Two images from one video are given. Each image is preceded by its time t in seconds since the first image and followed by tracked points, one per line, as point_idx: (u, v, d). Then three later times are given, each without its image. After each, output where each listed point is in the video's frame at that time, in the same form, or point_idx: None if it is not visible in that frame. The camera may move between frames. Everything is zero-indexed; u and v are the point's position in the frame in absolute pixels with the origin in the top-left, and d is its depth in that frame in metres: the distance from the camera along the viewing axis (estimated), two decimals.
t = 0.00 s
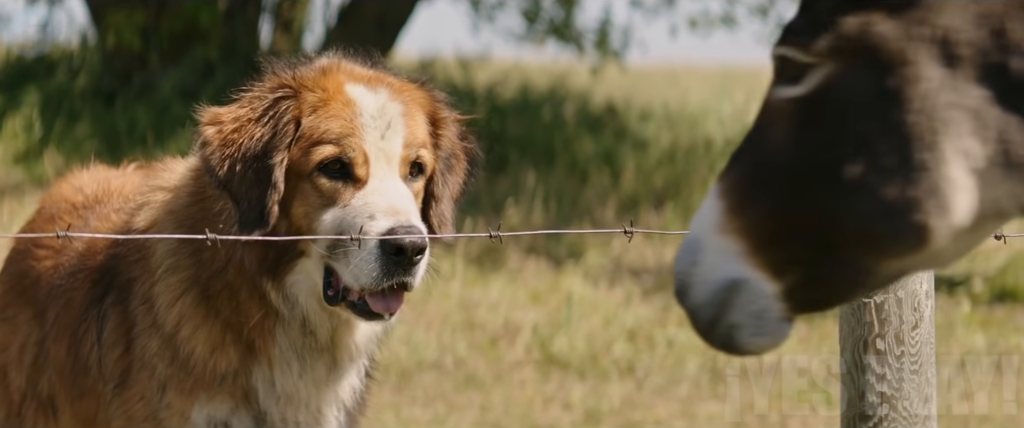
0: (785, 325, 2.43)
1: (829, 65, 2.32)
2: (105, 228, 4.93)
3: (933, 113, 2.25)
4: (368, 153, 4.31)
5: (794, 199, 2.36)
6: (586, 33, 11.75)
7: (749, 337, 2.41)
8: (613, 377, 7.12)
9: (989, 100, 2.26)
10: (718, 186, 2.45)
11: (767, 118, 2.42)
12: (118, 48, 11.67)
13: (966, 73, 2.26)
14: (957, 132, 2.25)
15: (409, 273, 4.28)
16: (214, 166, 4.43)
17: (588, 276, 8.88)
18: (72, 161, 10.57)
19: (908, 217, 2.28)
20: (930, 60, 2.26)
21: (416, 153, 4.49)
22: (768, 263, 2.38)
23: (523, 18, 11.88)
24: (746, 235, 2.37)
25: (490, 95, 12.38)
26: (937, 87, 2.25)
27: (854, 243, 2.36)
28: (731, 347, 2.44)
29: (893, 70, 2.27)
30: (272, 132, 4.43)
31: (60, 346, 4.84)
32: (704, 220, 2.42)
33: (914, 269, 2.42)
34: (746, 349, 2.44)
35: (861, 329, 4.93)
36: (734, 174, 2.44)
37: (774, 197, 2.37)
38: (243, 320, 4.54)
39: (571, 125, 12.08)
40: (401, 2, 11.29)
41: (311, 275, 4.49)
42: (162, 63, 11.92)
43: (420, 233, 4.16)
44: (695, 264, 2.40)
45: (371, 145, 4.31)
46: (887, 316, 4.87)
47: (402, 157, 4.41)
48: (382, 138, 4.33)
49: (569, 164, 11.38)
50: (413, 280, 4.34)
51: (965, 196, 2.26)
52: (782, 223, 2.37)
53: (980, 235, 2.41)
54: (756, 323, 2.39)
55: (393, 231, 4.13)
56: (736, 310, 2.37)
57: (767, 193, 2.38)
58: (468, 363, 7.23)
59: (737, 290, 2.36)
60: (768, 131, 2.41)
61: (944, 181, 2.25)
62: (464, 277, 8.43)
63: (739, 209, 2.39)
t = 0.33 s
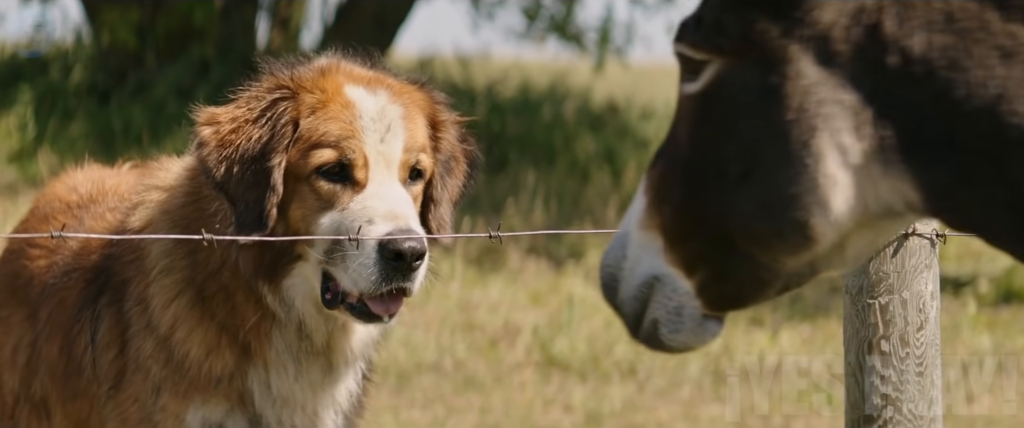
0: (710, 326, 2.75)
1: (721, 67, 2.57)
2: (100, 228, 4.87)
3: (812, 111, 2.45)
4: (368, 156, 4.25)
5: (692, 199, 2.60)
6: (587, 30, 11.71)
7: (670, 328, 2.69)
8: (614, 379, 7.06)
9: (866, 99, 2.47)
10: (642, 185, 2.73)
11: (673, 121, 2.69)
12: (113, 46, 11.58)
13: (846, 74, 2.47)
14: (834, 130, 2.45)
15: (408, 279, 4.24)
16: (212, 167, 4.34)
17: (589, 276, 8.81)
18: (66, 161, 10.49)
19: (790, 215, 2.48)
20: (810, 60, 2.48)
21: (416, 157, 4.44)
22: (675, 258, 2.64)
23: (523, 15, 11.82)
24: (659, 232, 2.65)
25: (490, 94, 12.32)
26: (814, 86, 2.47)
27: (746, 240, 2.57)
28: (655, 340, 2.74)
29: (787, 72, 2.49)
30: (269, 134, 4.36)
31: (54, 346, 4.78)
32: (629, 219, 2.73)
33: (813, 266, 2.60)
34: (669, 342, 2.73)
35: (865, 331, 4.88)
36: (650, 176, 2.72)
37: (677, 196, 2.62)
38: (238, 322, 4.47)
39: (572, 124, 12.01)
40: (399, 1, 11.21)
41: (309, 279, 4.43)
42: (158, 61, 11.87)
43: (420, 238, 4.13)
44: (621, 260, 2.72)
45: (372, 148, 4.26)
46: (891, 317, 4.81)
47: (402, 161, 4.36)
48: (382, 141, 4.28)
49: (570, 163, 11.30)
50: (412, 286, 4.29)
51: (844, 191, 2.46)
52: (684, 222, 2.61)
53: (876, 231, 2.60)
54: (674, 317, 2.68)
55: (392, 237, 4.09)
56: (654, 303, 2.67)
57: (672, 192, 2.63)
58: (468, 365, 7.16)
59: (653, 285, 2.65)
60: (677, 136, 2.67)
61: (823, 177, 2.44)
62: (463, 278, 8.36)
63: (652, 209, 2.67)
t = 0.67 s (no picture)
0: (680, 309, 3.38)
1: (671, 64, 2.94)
2: (95, 228, 4.80)
3: (753, 113, 2.77)
4: (370, 161, 4.18)
5: (651, 195, 3.03)
6: (589, 26, 11.64)
7: (643, 306, 3.31)
8: (615, 381, 6.98)
9: (801, 98, 2.76)
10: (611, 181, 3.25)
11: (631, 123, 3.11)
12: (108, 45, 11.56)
13: (783, 74, 2.76)
14: (773, 132, 2.76)
15: (409, 288, 4.18)
16: (210, 166, 4.25)
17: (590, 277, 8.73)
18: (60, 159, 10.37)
19: (737, 214, 2.84)
20: (751, 62, 2.78)
21: (417, 163, 4.38)
22: (639, 246, 3.13)
23: (523, 12, 11.74)
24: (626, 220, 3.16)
25: (491, 92, 12.25)
26: (751, 87, 2.78)
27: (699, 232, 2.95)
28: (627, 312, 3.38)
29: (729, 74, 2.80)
30: (269, 135, 4.27)
31: (49, 348, 4.72)
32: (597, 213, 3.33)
33: (769, 254, 2.98)
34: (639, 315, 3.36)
35: (870, 333, 4.82)
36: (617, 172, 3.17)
37: (637, 191, 3.06)
38: (231, 325, 4.40)
39: (573, 123, 11.93)
40: None
41: (305, 284, 4.35)
42: (153, 60, 11.79)
43: (422, 247, 4.07)
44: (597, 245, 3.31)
45: (373, 153, 4.20)
46: (896, 318, 4.76)
47: (403, 168, 4.30)
48: (384, 147, 4.21)
49: (570, 161, 11.21)
50: (412, 294, 4.22)
51: (786, 189, 2.80)
52: (645, 215, 3.07)
53: (824, 224, 2.95)
54: (643, 298, 3.28)
55: (394, 245, 4.04)
56: (624, 285, 3.27)
57: (634, 187, 3.07)
58: (467, 367, 7.10)
59: (622, 268, 3.22)
60: (637, 136, 3.06)
61: (764, 176, 2.78)
62: (463, 279, 8.30)
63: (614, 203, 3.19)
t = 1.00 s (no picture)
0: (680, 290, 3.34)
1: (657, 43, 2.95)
2: (88, 228, 4.73)
3: (732, 98, 2.80)
4: (369, 164, 4.12)
5: (638, 177, 3.06)
6: (590, 22, 11.56)
7: (636, 282, 3.30)
8: (616, 383, 6.92)
9: (780, 80, 2.76)
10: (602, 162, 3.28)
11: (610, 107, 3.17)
12: (104, 44, 11.52)
13: (763, 54, 2.76)
14: (750, 114, 2.79)
15: (409, 292, 4.10)
16: (206, 168, 4.19)
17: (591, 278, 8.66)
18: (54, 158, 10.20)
19: (719, 194, 2.88)
20: (732, 43, 2.79)
21: (417, 165, 4.31)
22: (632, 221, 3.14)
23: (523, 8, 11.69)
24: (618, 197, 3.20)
25: (491, 91, 12.20)
26: (731, 67, 2.80)
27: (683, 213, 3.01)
28: (622, 296, 3.39)
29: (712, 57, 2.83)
30: (266, 136, 4.20)
31: (42, 349, 4.65)
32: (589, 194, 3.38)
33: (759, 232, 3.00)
34: (633, 298, 3.38)
35: (875, 334, 4.77)
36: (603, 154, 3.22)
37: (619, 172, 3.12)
38: (226, 328, 4.33)
39: (574, 121, 11.89)
40: None
41: (304, 287, 4.28)
42: (149, 57, 11.77)
43: (422, 250, 4.00)
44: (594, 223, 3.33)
45: (373, 155, 4.13)
46: (902, 320, 4.69)
47: (403, 170, 4.22)
48: (383, 149, 4.14)
49: (572, 158, 11.14)
50: (413, 299, 4.15)
51: (769, 170, 2.84)
52: (633, 194, 3.08)
53: (810, 206, 2.96)
54: (636, 280, 3.30)
55: (394, 249, 3.96)
56: (619, 261, 3.26)
57: (619, 168, 3.11)
58: (466, 369, 7.03)
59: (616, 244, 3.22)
60: (625, 117, 3.09)
61: (743, 157, 2.83)
62: (462, 279, 8.24)
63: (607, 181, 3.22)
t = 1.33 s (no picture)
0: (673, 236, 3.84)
1: None
2: (82, 229, 4.67)
3: (735, 55, 3.13)
4: (369, 164, 4.05)
5: (638, 121, 3.49)
6: (591, 16, 11.41)
7: (628, 226, 3.80)
8: (618, 385, 6.86)
9: (781, 38, 3.07)
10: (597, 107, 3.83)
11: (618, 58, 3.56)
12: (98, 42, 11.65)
13: (764, 10, 3.10)
14: (753, 71, 3.11)
15: (409, 296, 4.05)
16: (201, 170, 4.10)
17: (592, 279, 8.61)
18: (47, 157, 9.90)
19: (713, 145, 3.26)
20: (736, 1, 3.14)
21: (416, 166, 4.25)
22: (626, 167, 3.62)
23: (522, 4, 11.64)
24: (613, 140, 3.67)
25: (491, 90, 12.16)
26: (734, 24, 3.14)
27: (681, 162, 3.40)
28: (614, 236, 3.89)
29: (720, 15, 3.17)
30: (262, 137, 4.13)
31: (33, 352, 4.59)
32: (585, 135, 3.93)
33: (755, 181, 3.38)
34: (622, 240, 3.88)
35: (880, 336, 4.70)
36: (612, 104, 3.62)
37: (624, 121, 3.53)
38: (222, 331, 4.27)
39: (575, 120, 11.84)
40: None
41: (304, 290, 4.22)
42: (143, 55, 11.86)
43: (423, 252, 3.94)
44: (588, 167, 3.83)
45: (372, 156, 4.06)
46: (907, 321, 4.63)
47: (403, 171, 4.16)
48: (383, 150, 4.08)
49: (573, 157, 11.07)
50: (413, 302, 4.09)
51: (765, 125, 3.17)
52: (630, 140, 3.53)
53: (805, 160, 3.29)
54: (627, 220, 3.78)
55: (394, 251, 3.90)
56: (609, 202, 3.77)
57: (628, 119, 3.52)
58: (466, 371, 6.97)
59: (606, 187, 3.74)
60: (630, 68, 3.48)
61: (738, 111, 3.17)
62: (462, 280, 8.19)
63: (605, 128, 3.70)
